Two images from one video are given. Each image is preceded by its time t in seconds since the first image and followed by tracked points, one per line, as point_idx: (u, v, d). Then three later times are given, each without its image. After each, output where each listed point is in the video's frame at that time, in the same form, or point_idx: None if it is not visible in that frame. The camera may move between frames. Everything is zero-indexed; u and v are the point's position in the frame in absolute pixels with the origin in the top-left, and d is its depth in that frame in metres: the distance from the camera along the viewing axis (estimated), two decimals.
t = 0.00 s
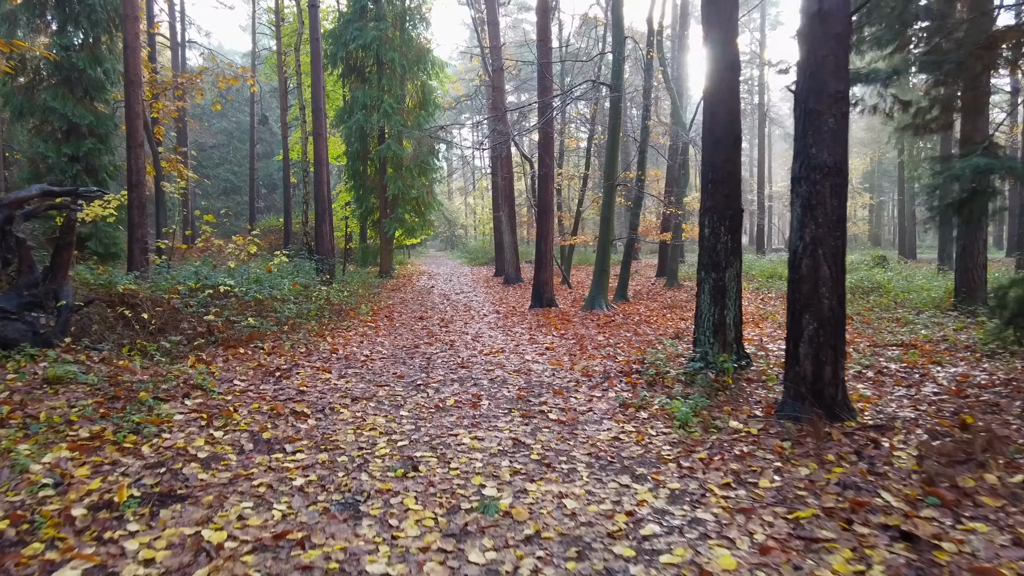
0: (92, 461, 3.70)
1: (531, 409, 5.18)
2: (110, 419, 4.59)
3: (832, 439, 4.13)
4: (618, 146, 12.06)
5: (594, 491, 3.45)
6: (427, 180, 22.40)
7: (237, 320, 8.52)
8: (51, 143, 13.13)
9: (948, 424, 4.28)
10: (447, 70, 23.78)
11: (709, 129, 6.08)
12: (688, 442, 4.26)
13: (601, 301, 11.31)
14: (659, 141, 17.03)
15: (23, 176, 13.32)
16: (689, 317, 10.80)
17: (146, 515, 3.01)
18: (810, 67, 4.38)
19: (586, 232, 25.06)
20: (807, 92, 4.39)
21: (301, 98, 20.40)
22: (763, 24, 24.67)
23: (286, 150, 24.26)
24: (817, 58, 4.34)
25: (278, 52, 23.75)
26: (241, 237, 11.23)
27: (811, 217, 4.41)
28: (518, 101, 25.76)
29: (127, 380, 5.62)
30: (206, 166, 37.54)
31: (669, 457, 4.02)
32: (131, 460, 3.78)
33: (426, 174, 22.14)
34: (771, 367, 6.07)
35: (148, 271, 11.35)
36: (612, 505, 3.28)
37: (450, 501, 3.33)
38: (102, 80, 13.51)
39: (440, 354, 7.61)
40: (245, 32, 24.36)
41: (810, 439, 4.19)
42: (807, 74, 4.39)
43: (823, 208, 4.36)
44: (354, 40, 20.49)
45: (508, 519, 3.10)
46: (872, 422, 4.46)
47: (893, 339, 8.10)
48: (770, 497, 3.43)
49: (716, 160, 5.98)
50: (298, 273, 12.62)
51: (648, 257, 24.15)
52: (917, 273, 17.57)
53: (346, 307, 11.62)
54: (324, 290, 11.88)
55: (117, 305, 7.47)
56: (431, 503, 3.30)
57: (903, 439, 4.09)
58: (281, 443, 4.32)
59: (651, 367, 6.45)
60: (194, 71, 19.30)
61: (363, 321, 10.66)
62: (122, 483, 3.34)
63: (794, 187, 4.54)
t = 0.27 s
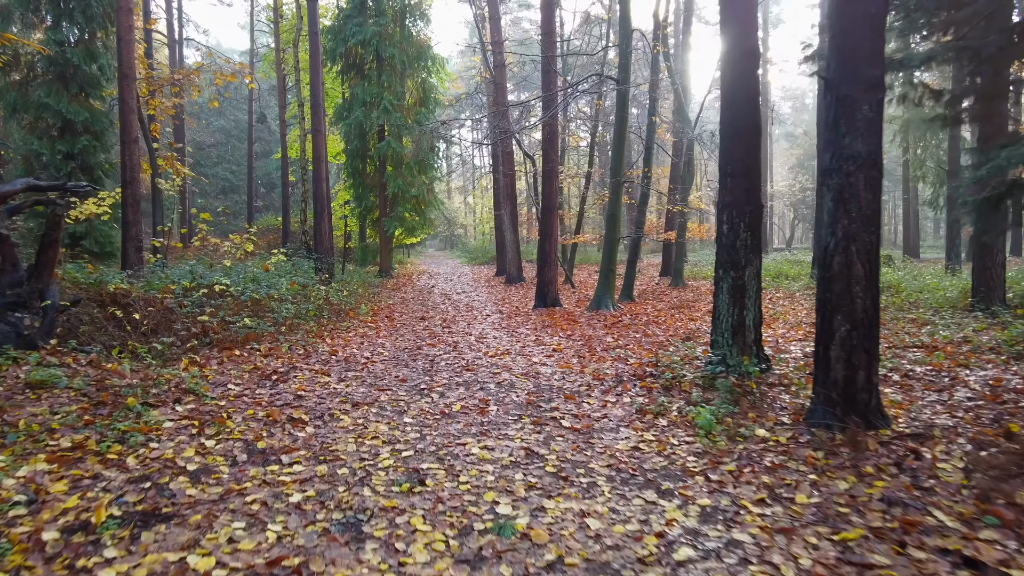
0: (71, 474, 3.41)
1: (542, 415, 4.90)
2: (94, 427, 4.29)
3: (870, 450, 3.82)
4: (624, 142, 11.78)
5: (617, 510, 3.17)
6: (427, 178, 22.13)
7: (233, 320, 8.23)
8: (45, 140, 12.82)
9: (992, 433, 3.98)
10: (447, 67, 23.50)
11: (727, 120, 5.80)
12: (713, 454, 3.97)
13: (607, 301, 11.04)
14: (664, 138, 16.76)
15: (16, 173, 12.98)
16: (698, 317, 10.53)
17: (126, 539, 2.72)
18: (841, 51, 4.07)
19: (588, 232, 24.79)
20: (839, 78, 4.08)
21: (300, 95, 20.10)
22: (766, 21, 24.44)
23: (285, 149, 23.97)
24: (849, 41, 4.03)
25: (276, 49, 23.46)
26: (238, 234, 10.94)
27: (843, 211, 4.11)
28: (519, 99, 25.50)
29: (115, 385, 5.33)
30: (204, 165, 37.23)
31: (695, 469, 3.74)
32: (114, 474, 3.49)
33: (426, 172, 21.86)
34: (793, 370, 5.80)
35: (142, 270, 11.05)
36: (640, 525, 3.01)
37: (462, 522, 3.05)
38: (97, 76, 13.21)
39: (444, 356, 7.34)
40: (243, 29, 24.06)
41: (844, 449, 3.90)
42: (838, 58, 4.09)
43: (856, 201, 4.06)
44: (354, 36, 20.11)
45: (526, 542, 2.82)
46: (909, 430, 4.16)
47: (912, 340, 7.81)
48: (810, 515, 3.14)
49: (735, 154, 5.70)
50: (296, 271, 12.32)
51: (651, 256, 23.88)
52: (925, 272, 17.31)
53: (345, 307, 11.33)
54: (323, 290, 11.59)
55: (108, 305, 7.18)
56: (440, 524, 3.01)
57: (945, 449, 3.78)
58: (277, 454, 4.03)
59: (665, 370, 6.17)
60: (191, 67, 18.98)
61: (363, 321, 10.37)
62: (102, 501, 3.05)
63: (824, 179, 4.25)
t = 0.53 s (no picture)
0: (42, 495, 3.12)
1: (550, 426, 4.63)
2: (73, 440, 4.01)
3: (906, 466, 3.55)
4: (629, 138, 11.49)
5: (638, 538, 2.91)
6: (427, 175, 21.85)
7: (226, 322, 7.94)
8: (37, 137, 12.42)
9: None
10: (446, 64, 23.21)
11: (743, 113, 5.53)
12: (736, 471, 3.70)
13: (611, 301, 10.77)
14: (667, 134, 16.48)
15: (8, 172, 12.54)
16: (704, 319, 10.27)
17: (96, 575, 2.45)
18: (875, 39, 3.79)
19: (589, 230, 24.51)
20: (872, 67, 3.81)
21: (297, 91, 19.79)
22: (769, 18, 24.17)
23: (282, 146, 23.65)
24: (883, 28, 3.76)
25: (273, 45, 23.13)
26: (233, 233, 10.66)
27: (874, 209, 3.84)
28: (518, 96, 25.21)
29: (98, 392, 5.04)
30: (201, 162, 36.87)
31: (717, 489, 3.47)
32: (90, 495, 3.21)
33: (425, 170, 21.57)
34: (811, 376, 5.54)
35: (134, 270, 10.74)
36: (664, 556, 2.75)
37: (468, 551, 2.79)
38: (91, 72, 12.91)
39: (445, 360, 7.07)
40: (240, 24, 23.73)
41: (877, 465, 3.62)
42: (872, 46, 3.81)
43: (889, 199, 3.78)
44: (351, 31, 19.77)
45: None
46: (943, 444, 3.87)
47: (929, 343, 7.54)
48: (848, 542, 2.87)
49: (751, 149, 5.44)
50: (292, 271, 12.03)
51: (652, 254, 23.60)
52: (932, 271, 17.04)
53: (343, 308, 11.05)
54: (320, 290, 11.29)
55: (96, 307, 6.89)
56: (444, 555, 2.74)
57: (987, 466, 3.49)
58: (268, 470, 3.76)
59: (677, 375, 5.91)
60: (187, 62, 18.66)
61: (361, 323, 10.09)
62: (73, 529, 2.77)
63: (853, 175, 3.97)
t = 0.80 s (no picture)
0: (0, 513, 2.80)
1: (559, 432, 4.33)
2: (44, 448, 3.68)
3: (951, 477, 3.24)
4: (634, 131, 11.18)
5: (663, 562, 2.61)
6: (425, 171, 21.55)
7: (216, 321, 7.63)
8: (28, 132, 12.04)
9: None
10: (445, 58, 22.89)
11: (761, 99, 5.23)
12: (763, 483, 3.41)
13: (616, 299, 10.48)
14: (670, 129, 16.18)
15: None
16: (712, 317, 9.98)
17: None
18: (914, 12, 3.49)
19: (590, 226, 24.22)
20: (912, 43, 3.50)
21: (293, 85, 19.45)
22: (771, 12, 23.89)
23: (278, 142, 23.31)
24: None
25: (269, 40, 22.80)
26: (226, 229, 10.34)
27: (912, 198, 3.52)
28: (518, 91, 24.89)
29: (77, 395, 4.73)
30: (197, 159, 36.50)
31: (745, 504, 3.18)
32: (55, 513, 2.90)
33: (424, 166, 21.26)
34: (833, 378, 5.25)
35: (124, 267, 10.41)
36: None
37: None
38: (83, 66, 12.59)
39: (445, 360, 6.77)
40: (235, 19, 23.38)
41: (918, 475, 3.32)
42: (911, 20, 3.50)
43: (929, 186, 3.47)
44: (348, 25, 19.45)
45: None
46: (987, 452, 3.56)
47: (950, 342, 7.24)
48: (898, 565, 2.57)
49: (770, 137, 5.15)
50: (287, 268, 11.73)
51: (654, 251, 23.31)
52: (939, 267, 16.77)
53: (340, 305, 10.74)
54: (316, 288, 10.98)
55: (81, 306, 6.58)
56: None
57: None
58: (255, 483, 3.45)
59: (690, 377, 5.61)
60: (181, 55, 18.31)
61: (358, 321, 9.78)
62: (32, 554, 2.47)
63: (889, 161, 3.66)
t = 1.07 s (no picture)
0: None
1: (568, 451, 4.06)
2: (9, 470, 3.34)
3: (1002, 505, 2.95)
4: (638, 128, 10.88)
5: None
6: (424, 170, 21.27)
7: (206, 327, 7.33)
8: (19, 131, 11.72)
9: None
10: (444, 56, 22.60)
11: (779, 94, 4.94)
12: (793, 510, 3.13)
13: (620, 301, 10.19)
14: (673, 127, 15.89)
15: None
16: (718, 320, 9.70)
17: None
18: None
19: (590, 225, 23.94)
20: (953, 30, 3.21)
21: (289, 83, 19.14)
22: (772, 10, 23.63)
23: (275, 141, 23.02)
24: None
25: (266, 38, 22.48)
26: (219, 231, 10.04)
27: (953, 198, 3.23)
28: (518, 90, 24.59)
29: (52, 408, 4.42)
30: (194, 159, 36.22)
31: (776, 535, 2.91)
32: (13, 550, 2.59)
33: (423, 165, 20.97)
34: (855, 389, 4.98)
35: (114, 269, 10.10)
36: None
37: None
38: (75, 65, 12.28)
39: (445, 368, 6.47)
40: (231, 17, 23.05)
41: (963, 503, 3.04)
42: (952, 5, 3.22)
43: (971, 186, 3.18)
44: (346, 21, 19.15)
45: None
46: None
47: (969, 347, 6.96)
48: None
49: (788, 134, 4.87)
50: (282, 270, 11.42)
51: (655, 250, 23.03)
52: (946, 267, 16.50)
53: (336, 309, 10.44)
54: (312, 290, 10.68)
55: (64, 312, 6.28)
56: None
57: None
58: (239, 511, 3.17)
59: (703, 388, 5.33)
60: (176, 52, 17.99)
61: (354, 325, 9.48)
62: None
63: (925, 158, 3.37)
